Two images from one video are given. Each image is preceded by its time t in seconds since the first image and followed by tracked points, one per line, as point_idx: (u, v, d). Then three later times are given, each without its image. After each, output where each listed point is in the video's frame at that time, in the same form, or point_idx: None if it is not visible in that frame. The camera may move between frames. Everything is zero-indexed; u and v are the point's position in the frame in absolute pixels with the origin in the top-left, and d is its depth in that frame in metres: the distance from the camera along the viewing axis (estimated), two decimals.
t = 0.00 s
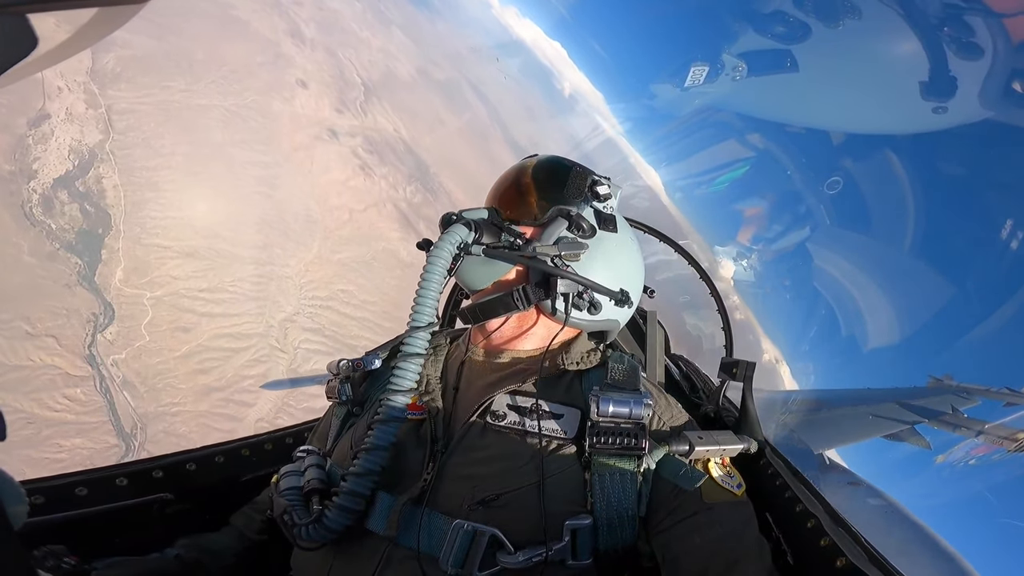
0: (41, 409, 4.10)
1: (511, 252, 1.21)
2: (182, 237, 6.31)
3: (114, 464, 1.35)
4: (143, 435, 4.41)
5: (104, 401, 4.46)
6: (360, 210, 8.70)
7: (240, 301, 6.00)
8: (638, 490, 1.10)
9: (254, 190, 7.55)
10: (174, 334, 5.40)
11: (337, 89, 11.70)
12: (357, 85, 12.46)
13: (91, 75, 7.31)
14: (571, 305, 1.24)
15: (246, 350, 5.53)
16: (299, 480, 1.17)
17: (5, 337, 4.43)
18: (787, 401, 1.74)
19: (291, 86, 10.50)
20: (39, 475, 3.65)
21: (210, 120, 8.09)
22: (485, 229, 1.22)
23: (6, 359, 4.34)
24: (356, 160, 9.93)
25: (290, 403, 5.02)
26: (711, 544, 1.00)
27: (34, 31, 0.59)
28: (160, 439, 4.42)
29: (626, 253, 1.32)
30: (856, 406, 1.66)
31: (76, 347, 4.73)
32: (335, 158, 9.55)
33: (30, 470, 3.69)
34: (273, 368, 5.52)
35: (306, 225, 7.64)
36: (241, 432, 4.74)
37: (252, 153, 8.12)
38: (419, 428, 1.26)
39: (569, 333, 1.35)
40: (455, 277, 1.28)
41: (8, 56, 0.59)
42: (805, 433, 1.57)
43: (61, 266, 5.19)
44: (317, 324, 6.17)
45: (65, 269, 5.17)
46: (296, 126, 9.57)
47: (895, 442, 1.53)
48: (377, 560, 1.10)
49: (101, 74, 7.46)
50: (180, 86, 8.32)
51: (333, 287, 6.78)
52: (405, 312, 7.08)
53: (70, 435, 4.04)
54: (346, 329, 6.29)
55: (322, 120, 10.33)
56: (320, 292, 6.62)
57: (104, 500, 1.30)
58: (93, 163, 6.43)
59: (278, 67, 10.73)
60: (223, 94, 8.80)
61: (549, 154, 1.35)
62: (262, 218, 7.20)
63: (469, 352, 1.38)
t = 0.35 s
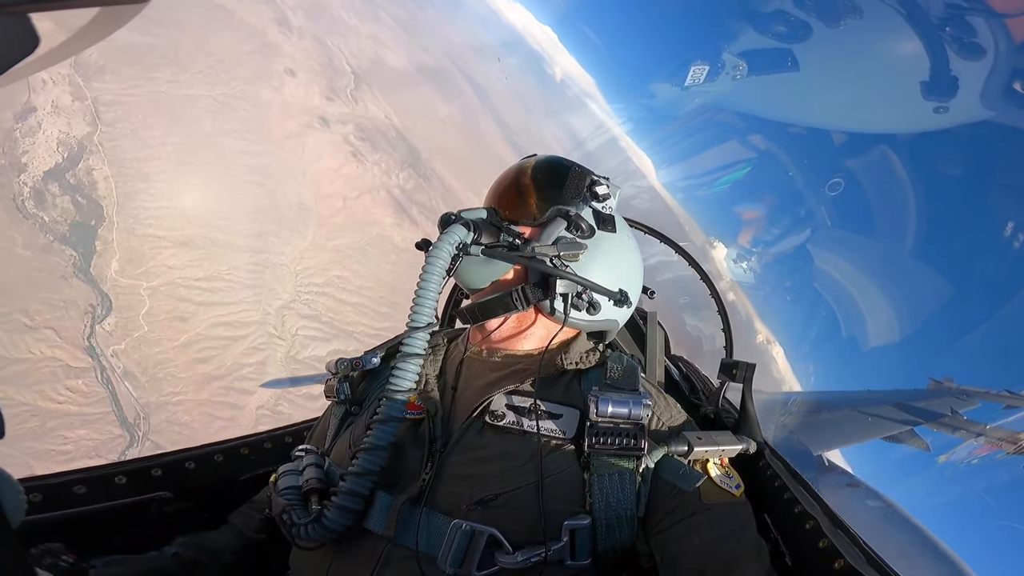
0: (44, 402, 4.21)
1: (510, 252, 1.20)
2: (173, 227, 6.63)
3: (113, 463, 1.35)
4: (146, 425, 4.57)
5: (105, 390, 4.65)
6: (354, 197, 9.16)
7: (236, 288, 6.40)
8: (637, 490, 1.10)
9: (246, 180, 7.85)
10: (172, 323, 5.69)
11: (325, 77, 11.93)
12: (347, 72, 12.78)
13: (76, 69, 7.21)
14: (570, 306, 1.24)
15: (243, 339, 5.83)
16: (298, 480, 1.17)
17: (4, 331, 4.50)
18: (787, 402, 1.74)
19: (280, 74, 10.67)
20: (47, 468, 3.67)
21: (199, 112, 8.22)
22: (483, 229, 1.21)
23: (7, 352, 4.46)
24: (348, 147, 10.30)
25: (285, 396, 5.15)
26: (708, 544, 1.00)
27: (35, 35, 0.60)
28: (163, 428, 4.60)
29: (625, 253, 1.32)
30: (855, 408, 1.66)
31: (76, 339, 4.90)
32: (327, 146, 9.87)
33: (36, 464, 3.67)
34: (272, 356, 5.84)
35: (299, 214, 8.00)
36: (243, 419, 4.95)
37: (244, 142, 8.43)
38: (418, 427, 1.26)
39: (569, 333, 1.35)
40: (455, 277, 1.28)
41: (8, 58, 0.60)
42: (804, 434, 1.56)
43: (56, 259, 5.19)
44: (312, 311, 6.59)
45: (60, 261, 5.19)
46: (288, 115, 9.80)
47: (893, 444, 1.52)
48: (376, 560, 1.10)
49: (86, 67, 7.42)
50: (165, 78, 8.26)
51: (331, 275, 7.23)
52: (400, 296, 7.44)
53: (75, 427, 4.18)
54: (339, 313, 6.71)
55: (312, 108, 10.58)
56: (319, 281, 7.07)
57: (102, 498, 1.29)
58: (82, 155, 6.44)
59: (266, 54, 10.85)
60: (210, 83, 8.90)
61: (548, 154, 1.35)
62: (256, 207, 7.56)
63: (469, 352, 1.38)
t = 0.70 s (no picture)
0: (47, 397, 4.25)
1: (510, 252, 1.20)
2: (165, 219, 6.60)
3: (109, 458, 1.34)
4: (150, 417, 4.59)
5: (107, 384, 4.68)
6: (346, 185, 9.32)
7: (231, 279, 6.34)
8: (635, 491, 1.09)
9: (236, 171, 7.83)
10: (171, 315, 5.69)
11: (314, 65, 11.92)
12: (336, 61, 12.88)
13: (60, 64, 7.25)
14: (569, 306, 1.24)
15: (241, 329, 5.84)
16: (295, 479, 1.17)
17: (5, 327, 4.58)
18: (786, 405, 1.74)
19: (268, 64, 10.60)
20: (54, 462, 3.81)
21: (187, 106, 8.22)
22: (484, 229, 1.21)
23: (7, 347, 4.49)
24: (339, 136, 10.46)
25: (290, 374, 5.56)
26: (705, 546, 1.00)
27: (42, 30, 0.59)
28: (167, 421, 4.64)
29: (626, 253, 1.31)
30: (853, 412, 1.66)
31: (76, 334, 4.89)
32: (318, 136, 9.99)
33: (43, 459, 3.79)
34: (271, 344, 5.85)
35: (293, 203, 8.05)
36: (245, 409, 4.99)
37: (235, 134, 8.53)
38: (416, 427, 1.26)
39: (568, 333, 1.34)
40: (454, 277, 1.27)
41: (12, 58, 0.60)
42: (803, 438, 1.56)
43: (52, 253, 5.31)
44: (309, 299, 6.63)
45: (55, 256, 5.31)
46: (276, 105, 9.86)
47: (892, 447, 1.53)
48: (374, 559, 1.09)
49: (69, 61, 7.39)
50: (150, 70, 8.26)
51: (326, 263, 7.30)
52: (395, 282, 7.61)
53: (80, 421, 4.23)
54: (337, 300, 6.77)
55: (300, 98, 10.64)
56: (315, 269, 7.11)
57: (99, 494, 1.29)
58: (72, 148, 6.53)
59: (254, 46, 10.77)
60: (196, 75, 8.88)
61: (549, 153, 1.35)
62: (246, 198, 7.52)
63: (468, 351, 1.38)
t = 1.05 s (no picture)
0: (50, 393, 4.40)
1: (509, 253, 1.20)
2: (157, 212, 7.12)
3: (107, 456, 1.34)
4: (154, 409, 4.77)
5: (109, 378, 4.87)
6: (338, 176, 10.01)
7: (226, 271, 6.83)
8: (632, 492, 1.09)
9: (229, 163, 8.56)
10: (170, 308, 6.04)
11: (302, 58, 13.01)
12: (324, 53, 14.05)
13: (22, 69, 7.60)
14: (568, 308, 1.23)
15: (238, 320, 6.19)
16: (292, 479, 1.17)
17: (8, 324, 4.82)
18: (785, 407, 1.72)
19: (254, 56, 11.68)
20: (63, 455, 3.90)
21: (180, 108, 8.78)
22: (483, 229, 1.21)
23: (10, 343, 4.64)
24: (329, 126, 11.24)
25: (288, 364, 5.82)
26: (702, 546, 1.00)
27: (47, 24, 0.60)
28: (171, 413, 4.79)
29: (626, 255, 1.31)
30: (852, 414, 1.66)
31: (76, 329, 5.17)
32: (308, 125, 10.79)
33: (51, 453, 3.89)
34: (268, 335, 6.13)
35: (288, 195, 8.62)
36: (246, 399, 5.17)
37: (223, 125, 9.19)
38: (414, 427, 1.26)
39: (567, 334, 1.34)
40: (453, 276, 1.27)
41: (15, 50, 0.59)
42: (802, 440, 1.56)
43: (46, 248, 5.70)
44: (304, 288, 6.99)
45: (50, 251, 5.69)
46: (266, 96, 10.75)
47: (890, 450, 1.53)
48: (372, 560, 1.09)
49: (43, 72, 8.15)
50: (135, 64, 9.21)
51: (322, 253, 7.74)
52: (387, 267, 7.93)
53: (84, 415, 4.35)
54: (333, 291, 7.06)
55: (290, 90, 11.57)
56: (310, 258, 7.56)
57: (96, 491, 1.29)
58: (60, 145, 6.98)
59: (241, 38, 11.91)
60: (184, 69, 9.63)
61: (549, 153, 1.35)
62: (239, 188, 8.15)
63: (467, 351, 1.37)
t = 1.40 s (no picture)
0: (54, 387, 4.22)
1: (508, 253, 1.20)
2: (151, 207, 6.87)
3: (105, 454, 1.34)
4: (159, 402, 4.63)
5: (113, 372, 4.70)
6: (330, 166, 10.06)
7: (225, 262, 6.64)
8: (631, 492, 1.09)
9: (220, 156, 8.43)
10: (168, 301, 5.81)
11: (287, 48, 12.95)
12: (310, 46, 13.95)
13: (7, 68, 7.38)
14: (567, 309, 1.23)
15: (238, 310, 6.03)
16: (291, 478, 1.17)
17: (5, 322, 4.56)
18: (784, 407, 1.72)
19: (240, 48, 11.53)
20: (74, 451, 3.75)
21: (171, 104, 8.83)
22: (483, 229, 1.21)
23: (12, 342, 4.43)
24: (320, 117, 11.30)
25: (286, 360, 5.69)
26: (700, 546, 1.00)
27: (47, 19, 0.59)
28: (175, 406, 4.68)
29: (625, 254, 1.31)
30: (851, 415, 1.66)
31: (76, 324, 4.91)
32: (298, 117, 10.81)
33: (62, 450, 3.72)
34: (268, 325, 5.97)
35: (277, 184, 8.61)
36: (249, 390, 5.11)
37: (213, 118, 9.12)
38: (413, 426, 1.26)
39: (566, 335, 1.34)
40: (451, 276, 1.27)
41: (15, 48, 0.59)
42: (801, 441, 1.56)
43: (41, 246, 5.33)
44: (300, 278, 6.90)
45: (45, 248, 5.33)
46: (253, 88, 10.71)
47: (888, 451, 1.53)
48: (371, 558, 1.09)
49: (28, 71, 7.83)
50: (119, 61, 9.03)
51: (316, 242, 7.67)
52: (384, 257, 8.07)
53: (92, 409, 4.24)
54: (329, 280, 7.04)
55: (277, 81, 11.53)
56: (305, 248, 7.41)
57: (93, 490, 1.28)
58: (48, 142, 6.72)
59: (222, 32, 11.78)
60: (168, 63, 9.55)
61: (548, 152, 1.34)
62: (232, 178, 8.05)
63: (465, 352, 1.37)
